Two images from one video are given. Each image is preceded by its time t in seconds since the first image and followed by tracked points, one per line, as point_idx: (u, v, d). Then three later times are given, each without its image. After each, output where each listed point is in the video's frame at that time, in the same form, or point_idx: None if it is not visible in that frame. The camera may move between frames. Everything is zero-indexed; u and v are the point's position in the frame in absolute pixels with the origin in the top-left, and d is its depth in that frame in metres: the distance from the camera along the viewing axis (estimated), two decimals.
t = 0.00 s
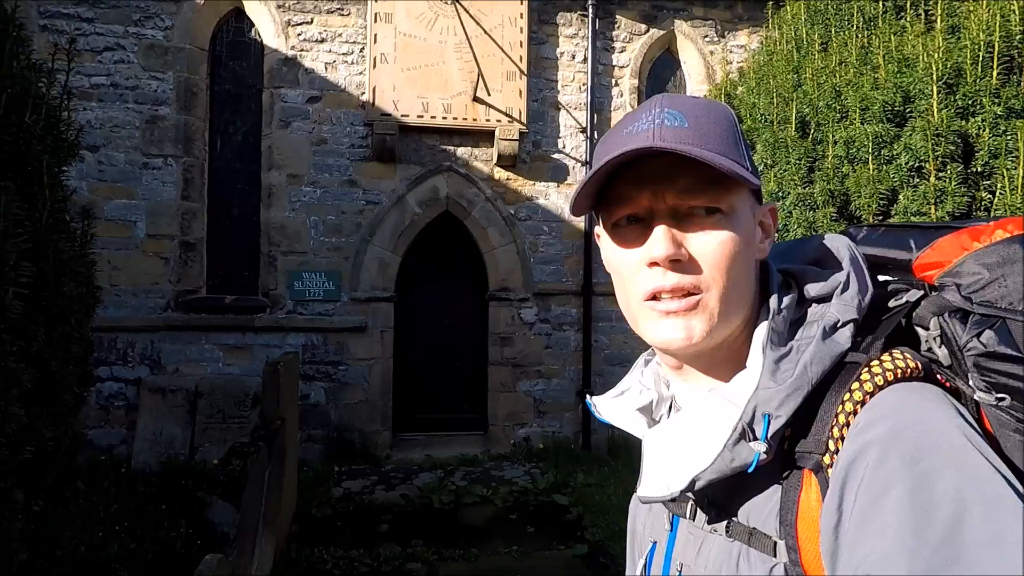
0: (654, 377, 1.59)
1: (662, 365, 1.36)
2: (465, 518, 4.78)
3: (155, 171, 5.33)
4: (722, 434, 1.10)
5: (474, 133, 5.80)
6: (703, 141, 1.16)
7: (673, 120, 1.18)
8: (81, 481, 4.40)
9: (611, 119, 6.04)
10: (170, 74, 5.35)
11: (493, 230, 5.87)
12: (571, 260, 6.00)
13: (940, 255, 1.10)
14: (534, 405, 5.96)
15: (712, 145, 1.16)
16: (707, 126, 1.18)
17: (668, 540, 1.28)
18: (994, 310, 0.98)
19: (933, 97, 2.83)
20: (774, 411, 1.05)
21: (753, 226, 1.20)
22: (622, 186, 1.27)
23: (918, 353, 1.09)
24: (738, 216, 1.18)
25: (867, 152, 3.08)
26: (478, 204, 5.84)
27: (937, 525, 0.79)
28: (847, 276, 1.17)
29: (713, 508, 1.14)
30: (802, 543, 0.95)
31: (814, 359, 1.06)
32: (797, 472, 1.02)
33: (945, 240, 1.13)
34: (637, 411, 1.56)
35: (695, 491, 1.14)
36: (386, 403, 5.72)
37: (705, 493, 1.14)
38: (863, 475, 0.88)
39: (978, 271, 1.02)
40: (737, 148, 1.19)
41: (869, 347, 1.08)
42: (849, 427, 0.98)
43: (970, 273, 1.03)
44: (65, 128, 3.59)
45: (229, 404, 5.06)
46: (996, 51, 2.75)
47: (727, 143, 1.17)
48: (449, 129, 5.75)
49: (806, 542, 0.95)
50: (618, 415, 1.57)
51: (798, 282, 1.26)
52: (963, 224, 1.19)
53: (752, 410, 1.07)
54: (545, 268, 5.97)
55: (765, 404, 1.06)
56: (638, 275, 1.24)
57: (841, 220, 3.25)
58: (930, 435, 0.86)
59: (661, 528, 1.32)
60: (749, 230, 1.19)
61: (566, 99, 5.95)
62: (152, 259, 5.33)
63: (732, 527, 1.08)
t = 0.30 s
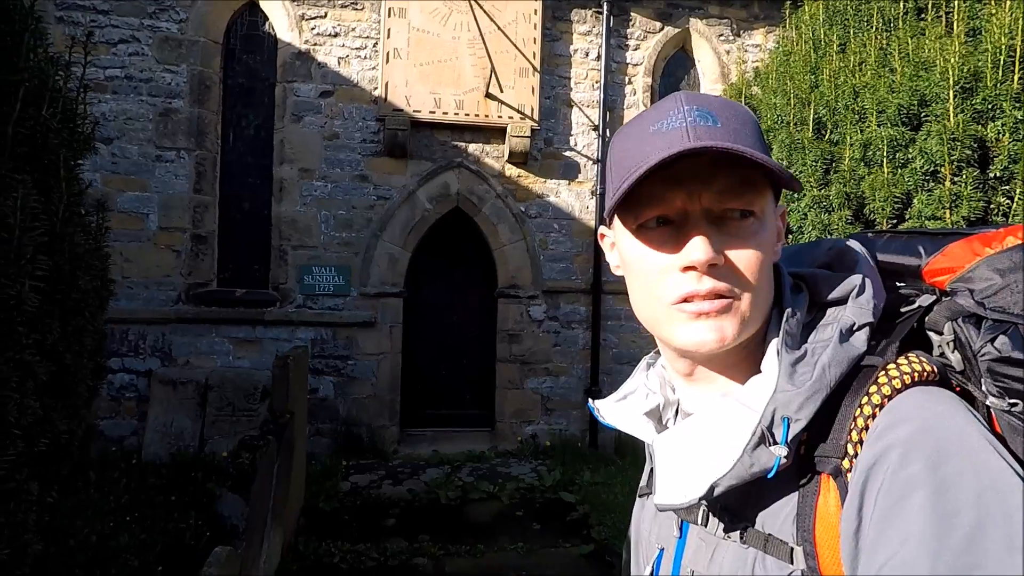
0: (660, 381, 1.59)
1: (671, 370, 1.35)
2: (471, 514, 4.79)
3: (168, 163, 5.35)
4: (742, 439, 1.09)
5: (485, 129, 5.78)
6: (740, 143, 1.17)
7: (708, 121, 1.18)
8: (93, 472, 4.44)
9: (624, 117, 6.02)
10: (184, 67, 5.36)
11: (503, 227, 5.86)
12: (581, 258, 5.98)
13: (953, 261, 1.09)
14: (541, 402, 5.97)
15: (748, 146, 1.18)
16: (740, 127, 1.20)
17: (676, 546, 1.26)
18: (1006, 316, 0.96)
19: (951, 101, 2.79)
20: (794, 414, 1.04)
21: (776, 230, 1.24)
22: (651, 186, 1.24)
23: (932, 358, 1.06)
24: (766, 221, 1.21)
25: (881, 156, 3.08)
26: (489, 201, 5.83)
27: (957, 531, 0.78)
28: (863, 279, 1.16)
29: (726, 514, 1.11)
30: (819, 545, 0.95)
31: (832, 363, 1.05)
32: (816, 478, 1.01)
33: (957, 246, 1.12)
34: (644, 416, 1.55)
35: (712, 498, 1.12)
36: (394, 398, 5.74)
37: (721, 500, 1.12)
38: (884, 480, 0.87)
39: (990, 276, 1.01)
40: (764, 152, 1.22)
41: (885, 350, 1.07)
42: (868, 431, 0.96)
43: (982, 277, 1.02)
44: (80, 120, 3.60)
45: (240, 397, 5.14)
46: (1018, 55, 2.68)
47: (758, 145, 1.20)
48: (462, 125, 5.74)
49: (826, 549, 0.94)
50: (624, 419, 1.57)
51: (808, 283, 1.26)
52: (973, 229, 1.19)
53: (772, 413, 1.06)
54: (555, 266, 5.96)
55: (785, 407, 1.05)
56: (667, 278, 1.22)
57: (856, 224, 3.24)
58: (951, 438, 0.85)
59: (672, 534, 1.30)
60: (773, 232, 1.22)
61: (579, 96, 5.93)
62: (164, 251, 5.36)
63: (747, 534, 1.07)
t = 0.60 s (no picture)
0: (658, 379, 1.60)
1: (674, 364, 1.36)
2: (470, 508, 4.82)
3: (166, 157, 5.34)
4: (753, 438, 1.10)
5: (484, 123, 5.77)
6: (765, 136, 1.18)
7: (729, 112, 1.19)
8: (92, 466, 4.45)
9: (622, 111, 6.01)
10: (181, 60, 5.34)
11: (501, 221, 5.86)
12: (579, 252, 5.99)
13: (951, 260, 1.10)
14: (539, 396, 5.98)
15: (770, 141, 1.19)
16: (761, 122, 1.21)
17: (677, 544, 1.27)
18: (1007, 312, 0.96)
19: (952, 96, 2.79)
20: (805, 411, 1.04)
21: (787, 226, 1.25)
22: (673, 174, 1.23)
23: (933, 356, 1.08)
24: (780, 217, 1.22)
25: (881, 150, 3.06)
26: (487, 195, 5.83)
27: (966, 527, 0.80)
28: (867, 275, 1.16)
29: (732, 511, 1.13)
30: (829, 547, 0.95)
31: (841, 359, 1.05)
32: (823, 475, 1.03)
33: (953, 246, 1.14)
34: (644, 413, 1.55)
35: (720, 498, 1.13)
36: (392, 392, 5.76)
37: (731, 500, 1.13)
38: (893, 476, 0.88)
39: (989, 273, 1.02)
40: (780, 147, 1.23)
41: (891, 347, 1.08)
42: (876, 428, 0.97)
43: (982, 275, 1.03)
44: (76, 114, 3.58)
45: (239, 391, 5.17)
46: (1016, 49, 2.69)
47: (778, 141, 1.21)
48: (460, 119, 5.73)
49: (836, 549, 0.94)
50: (623, 416, 1.56)
51: (813, 282, 1.27)
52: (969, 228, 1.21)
53: (783, 411, 1.06)
54: (553, 260, 5.96)
55: (796, 404, 1.05)
56: (682, 271, 1.22)
57: (853, 218, 3.23)
58: (960, 434, 0.86)
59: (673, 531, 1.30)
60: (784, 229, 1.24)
61: (578, 90, 5.91)
62: (162, 246, 5.36)
63: (754, 532, 1.08)
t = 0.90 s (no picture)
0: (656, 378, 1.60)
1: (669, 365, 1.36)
2: (468, 507, 4.82)
3: (159, 161, 5.33)
4: (748, 437, 1.09)
5: (477, 122, 5.77)
6: (724, 132, 1.17)
7: (692, 110, 1.19)
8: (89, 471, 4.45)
9: (615, 108, 6.01)
10: (172, 64, 5.33)
11: (496, 220, 5.86)
12: (575, 250, 5.99)
13: (945, 257, 1.10)
14: (537, 394, 5.99)
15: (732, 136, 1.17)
16: (727, 117, 1.19)
17: (675, 541, 1.28)
18: (1002, 310, 0.97)
19: (940, 90, 2.79)
20: (800, 411, 1.04)
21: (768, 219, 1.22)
22: (638, 175, 1.26)
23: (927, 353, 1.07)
24: (755, 210, 1.19)
25: (871, 145, 3.07)
26: (481, 194, 5.82)
27: (961, 525, 0.80)
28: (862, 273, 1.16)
29: (727, 510, 1.13)
30: (825, 545, 0.96)
31: (836, 358, 1.05)
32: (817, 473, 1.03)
33: (947, 243, 1.14)
34: (641, 411, 1.54)
35: (715, 497, 1.13)
36: (390, 392, 5.76)
37: (727, 499, 1.13)
38: (889, 473, 0.88)
39: (984, 271, 1.02)
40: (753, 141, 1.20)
41: (887, 345, 1.07)
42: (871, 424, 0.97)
43: (976, 272, 1.03)
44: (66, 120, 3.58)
45: (235, 394, 5.18)
46: (1004, 42, 2.69)
47: (746, 135, 1.18)
48: (453, 119, 5.72)
49: (831, 545, 0.96)
50: (620, 414, 1.55)
51: (809, 278, 1.26)
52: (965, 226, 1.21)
53: (778, 410, 1.06)
54: (549, 258, 5.97)
55: (791, 404, 1.05)
56: (652, 268, 1.24)
57: (845, 213, 3.22)
58: (954, 432, 0.88)
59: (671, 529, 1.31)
60: (763, 224, 1.20)
61: (571, 87, 5.91)
62: (156, 249, 5.35)
63: (750, 530, 1.08)
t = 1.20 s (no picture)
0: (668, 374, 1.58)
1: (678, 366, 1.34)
2: (469, 506, 4.82)
3: (156, 164, 5.33)
4: (745, 436, 1.09)
5: (474, 121, 5.76)
6: (647, 146, 1.18)
7: (632, 124, 1.23)
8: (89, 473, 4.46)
9: (612, 106, 6.00)
10: (168, 66, 5.33)
11: (494, 219, 5.86)
12: (573, 248, 5.99)
13: (963, 257, 1.10)
14: (537, 393, 5.99)
15: (649, 150, 1.17)
16: (653, 131, 1.18)
17: (680, 537, 1.28)
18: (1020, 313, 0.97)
19: (935, 84, 2.80)
20: (800, 412, 1.04)
21: (709, 226, 1.15)
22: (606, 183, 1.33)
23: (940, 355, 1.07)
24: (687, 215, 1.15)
25: (866, 140, 3.07)
26: (479, 193, 5.82)
27: (964, 534, 0.80)
28: (873, 273, 1.14)
29: (728, 506, 1.13)
30: (823, 547, 0.97)
31: (840, 360, 1.05)
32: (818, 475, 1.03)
33: (966, 241, 1.13)
34: (650, 408, 1.54)
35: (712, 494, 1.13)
36: (390, 392, 5.77)
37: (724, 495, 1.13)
38: (891, 479, 0.88)
39: (1002, 271, 1.01)
40: (689, 149, 1.13)
41: (896, 348, 1.07)
42: (874, 429, 0.97)
43: (994, 273, 1.02)
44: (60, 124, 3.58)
45: (235, 396, 5.21)
46: (998, 35, 2.66)
47: (668, 144, 1.15)
48: (450, 118, 5.72)
49: (826, 545, 0.97)
50: (629, 410, 1.56)
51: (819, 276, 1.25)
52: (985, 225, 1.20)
53: (778, 410, 1.07)
54: (547, 256, 5.97)
55: (791, 405, 1.05)
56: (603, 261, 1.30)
57: (840, 209, 3.23)
58: (962, 440, 0.86)
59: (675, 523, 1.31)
60: (694, 232, 1.15)
61: (568, 85, 5.90)
62: (154, 252, 5.36)
63: (747, 528, 1.09)
